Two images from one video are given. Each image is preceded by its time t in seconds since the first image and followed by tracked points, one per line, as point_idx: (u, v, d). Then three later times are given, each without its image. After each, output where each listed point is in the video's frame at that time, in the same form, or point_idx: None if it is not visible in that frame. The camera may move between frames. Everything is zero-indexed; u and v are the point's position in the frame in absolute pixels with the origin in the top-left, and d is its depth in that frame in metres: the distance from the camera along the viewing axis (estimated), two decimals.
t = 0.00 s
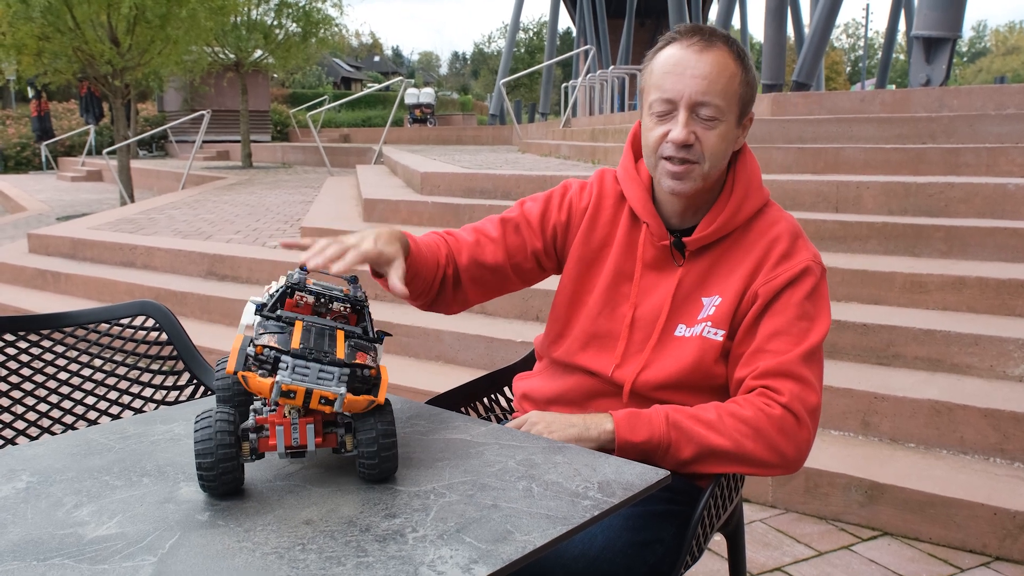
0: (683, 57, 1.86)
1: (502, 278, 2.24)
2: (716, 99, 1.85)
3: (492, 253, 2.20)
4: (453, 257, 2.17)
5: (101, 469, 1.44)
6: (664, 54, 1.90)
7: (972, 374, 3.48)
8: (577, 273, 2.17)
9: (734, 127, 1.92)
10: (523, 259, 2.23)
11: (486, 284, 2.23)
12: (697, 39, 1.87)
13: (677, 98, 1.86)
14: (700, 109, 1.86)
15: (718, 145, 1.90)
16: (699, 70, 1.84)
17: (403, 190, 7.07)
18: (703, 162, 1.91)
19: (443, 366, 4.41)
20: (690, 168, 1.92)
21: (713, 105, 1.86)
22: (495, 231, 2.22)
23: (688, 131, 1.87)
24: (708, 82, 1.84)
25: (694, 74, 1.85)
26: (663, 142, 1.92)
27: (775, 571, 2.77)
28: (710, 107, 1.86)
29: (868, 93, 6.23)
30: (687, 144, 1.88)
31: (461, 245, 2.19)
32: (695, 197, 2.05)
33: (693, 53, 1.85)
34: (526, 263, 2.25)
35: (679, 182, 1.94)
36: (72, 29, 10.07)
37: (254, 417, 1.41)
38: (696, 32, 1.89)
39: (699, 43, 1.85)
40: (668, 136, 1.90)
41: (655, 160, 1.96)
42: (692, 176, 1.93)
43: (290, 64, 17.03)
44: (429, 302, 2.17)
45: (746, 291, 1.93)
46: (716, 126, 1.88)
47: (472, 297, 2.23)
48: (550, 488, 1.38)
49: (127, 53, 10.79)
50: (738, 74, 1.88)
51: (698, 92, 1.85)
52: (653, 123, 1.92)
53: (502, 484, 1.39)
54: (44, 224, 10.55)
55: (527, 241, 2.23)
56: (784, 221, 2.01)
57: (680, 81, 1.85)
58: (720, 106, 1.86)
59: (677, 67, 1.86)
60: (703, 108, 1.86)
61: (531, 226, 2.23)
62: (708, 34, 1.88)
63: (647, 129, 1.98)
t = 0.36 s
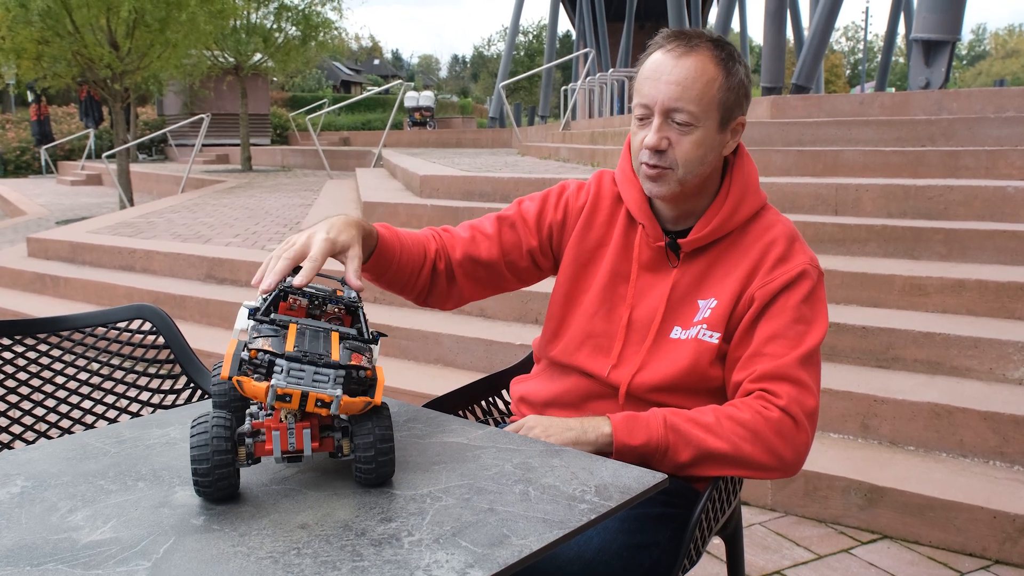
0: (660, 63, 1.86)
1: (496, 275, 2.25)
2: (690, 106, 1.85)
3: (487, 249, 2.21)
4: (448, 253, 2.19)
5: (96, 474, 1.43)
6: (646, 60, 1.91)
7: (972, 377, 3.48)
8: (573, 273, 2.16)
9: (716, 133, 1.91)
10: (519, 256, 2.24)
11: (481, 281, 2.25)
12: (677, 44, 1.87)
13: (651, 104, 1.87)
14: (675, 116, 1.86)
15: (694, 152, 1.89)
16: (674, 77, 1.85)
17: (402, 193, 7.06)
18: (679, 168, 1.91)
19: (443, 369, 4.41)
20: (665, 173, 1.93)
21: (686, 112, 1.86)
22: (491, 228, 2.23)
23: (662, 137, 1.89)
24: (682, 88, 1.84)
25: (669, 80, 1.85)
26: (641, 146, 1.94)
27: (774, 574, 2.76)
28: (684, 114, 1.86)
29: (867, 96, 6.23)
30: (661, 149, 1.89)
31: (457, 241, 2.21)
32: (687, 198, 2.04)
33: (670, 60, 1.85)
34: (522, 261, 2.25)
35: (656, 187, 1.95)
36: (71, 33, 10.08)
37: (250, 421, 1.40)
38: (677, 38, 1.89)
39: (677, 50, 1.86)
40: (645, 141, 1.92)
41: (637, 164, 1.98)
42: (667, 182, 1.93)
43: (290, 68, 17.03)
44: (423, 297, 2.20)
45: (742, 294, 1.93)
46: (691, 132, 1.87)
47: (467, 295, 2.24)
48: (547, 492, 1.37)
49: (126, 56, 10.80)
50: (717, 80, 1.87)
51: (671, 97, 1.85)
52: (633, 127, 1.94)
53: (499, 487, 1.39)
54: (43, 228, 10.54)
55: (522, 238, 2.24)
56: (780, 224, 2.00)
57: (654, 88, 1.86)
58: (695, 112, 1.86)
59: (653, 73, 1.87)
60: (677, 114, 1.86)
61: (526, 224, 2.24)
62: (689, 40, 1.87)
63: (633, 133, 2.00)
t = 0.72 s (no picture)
0: (661, 65, 1.86)
1: (499, 275, 2.24)
2: (690, 108, 1.84)
3: (490, 249, 2.21)
4: (451, 254, 2.19)
5: (92, 476, 1.43)
6: (647, 62, 1.91)
7: (972, 377, 3.47)
8: (575, 274, 2.16)
9: (717, 135, 1.91)
10: (523, 256, 2.24)
11: (483, 281, 2.24)
12: (678, 46, 1.86)
13: (651, 106, 1.87)
14: (675, 118, 1.86)
15: (695, 154, 1.89)
16: (675, 79, 1.84)
17: (402, 194, 7.06)
18: (680, 170, 1.91)
19: (442, 370, 4.40)
20: (666, 175, 1.92)
21: (686, 114, 1.85)
22: (494, 228, 2.23)
23: (662, 139, 1.88)
24: (682, 90, 1.84)
25: (670, 82, 1.85)
26: (642, 148, 1.93)
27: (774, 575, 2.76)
28: (684, 116, 1.85)
29: (867, 96, 6.23)
30: (661, 151, 1.89)
31: (460, 241, 2.20)
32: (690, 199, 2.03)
33: (670, 61, 1.85)
34: (524, 261, 2.25)
35: (657, 189, 1.95)
36: (70, 34, 10.08)
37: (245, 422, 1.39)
38: (679, 39, 1.88)
39: (677, 52, 1.85)
40: (645, 143, 1.92)
41: (638, 165, 1.98)
42: (668, 184, 1.93)
43: (289, 69, 17.04)
44: (425, 301, 2.19)
45: (744, 295, 1.92)
46: (692, 134, 1.87)
47: (469, 295, 2.23)
48: (545, 493, 1.37)
49: (126, 57, 10.79)
50: (719, 81, 1.86)
51: (671, 99, 1.85)
52: (635, 128, 1.94)
53: (496, 489, 1.38)
54: (42, 230, 10.53)
55: (525, 238, 2.23)
56: (783, 225, 2.00)
57: (655, 89, 1.86)
58: (694, 114, 1.85)
59: (654, 75, 1.87)
60: (677, 116, 1.86)
61: (530, 224, 2.24)
62: (690, 41, 1.87)
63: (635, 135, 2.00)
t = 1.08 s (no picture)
0: (663, 71, 1.84)
1: (498, 281, 2.24)
2: (692, 116, 1.83)
3: (486, 257, 2.21)
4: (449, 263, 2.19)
5: (93, 476, 1.43)
6: (649, 66, 1.89)
7: (974, 375, 3.46)
8: (576, 274, 2.16)
9: (719, 140, 1.90)
10: (520, 262, 2.24)
11: (485, 288, 2.24)
12: (681, 51, 1.84)
13: (654, 112, 1.86)
14: (677, 125, 1.85)
15: (697, 161, 1.88)
16: (677, 85, 1.83)
17: (403, 193, 7.06)
18: (681, 176, 1.91)
19: (443, 369, 4.40)
20: (668, 181, 1.92)
21: (689, 122, 1.84)
22: (489, 235, 2.22)
23: (664, 146, 1.88)
24: (685, 98, 1.82)
25: (672, 89, 1.83)
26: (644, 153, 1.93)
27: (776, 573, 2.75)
28: (686, 124, 1.84)
29: (868, 93, 6.22)
30: (662, 158, 1.89)
31: (456, 250, 2.20)
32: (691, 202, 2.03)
33: (673, 67, 1.83)
34: (522, 266, 2.24)
35: (658, 194, 1.95)
36: (71, 34, 10.09)
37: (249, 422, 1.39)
38: (683, 43, 1.86)
39: (681, 57, 1.83)
40: (648, 149, 1.91)
41: (640, 170, 1.97)
42: (670, 190, 1.93)
43: (290, 68, 17.03)
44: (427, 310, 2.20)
45: (746, 294, 1.92)
46: (694, 142, 1.86)
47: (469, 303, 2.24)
48: (547, 492, 1.36)
49: (126, 57, 10.79)
50: (721, 88, 1.84)
51: (674, 107, 1.83)
52: (638, 133, 1.93)
53: (498, 488, 1.38)
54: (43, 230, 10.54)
55: (521, 244, 2.23)
56: (785, 225, 1.99)
57: (657, 96, 1.84)
58: (697, 122, 1.84)
59: (656, 81, 1.85)
60: (680, 124, 1.85)
61: (525, 229, 2.24)
62: (693, 46, 1.85)
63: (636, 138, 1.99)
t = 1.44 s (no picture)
0: (661, 78, 1.83)
1: (503, 270, 2.24)
2: (690, 124, 1.82)
3: (495, 244, 2.21)
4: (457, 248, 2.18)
5: (95, 476, 1.43)
6: (647, 71, 1.88)
7: (976, 373, 3.46)
8: (576, 273, 2.15)
9: (717, 146, 1.89)
10: (526, 252, 2.24)
11: (488, 276, 2.24)
12: (679, 57, 1.83)
13: (653, 119, 1.85)
14: (676, 133, 1.84)
15: (696, 167, 1.88)
16: (676, 93, 1.82)
17: (403, 191, 7.06)
18: (680, 183, 1.90)
19: (444, 367, 4.40)
20: (667, 188, 1.92)
21: (687, 129, 1.83)
22: (499, 223, 2.22)
23: (663, 153, 1.87)
24: (684, 105, 1.82)
25: (670, 96, 1.82)
26: (643, 159, 1.92)
27: (777, 572, 2.76)
28: (684, 131, 1.83)
29: (869, 92, 6.22)
30: (661, 166, 1.88)
31: (465, 235, 2.19)
32: (690, 204, 2.02)
33: (671, 74, 1.82)
34: (527, 256, 2.24)
35: (658, 201, 1.95)
36: (71, 33, 10.09)
37: (251, 422, 1.39)
38: (681, 48, 1.85)
39: (679, 64, 1.82)
40: (646, 155, 1.91)
41: (639, 175, 1.97)
42: (669, 196, 1.93)
43: (291, 66, 17.01)
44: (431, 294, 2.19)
45: (746, 292, 1.92)
46: (693, 149, 1.86)
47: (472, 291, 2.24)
48: (549, 492, 1.36)
49: (127, 56, 10.79)
50: (719, 94, 1.84)
51: (672, 115, 1.82)
52: (636, 139, 1.92)
53: (500, 488, 1.38)
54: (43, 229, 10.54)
55: (529, 234, 2.23)
56: (784, 223, 1.99)
57: (656, 103, 1.84)
58: (695, 129, 1.83)
59: (655, 88, 1.84)
60: (679, 131, 1.84)
61: (534, 220, 2.23)
62: (691, 52, 1.83)
63: (634, 142, 1.98)
